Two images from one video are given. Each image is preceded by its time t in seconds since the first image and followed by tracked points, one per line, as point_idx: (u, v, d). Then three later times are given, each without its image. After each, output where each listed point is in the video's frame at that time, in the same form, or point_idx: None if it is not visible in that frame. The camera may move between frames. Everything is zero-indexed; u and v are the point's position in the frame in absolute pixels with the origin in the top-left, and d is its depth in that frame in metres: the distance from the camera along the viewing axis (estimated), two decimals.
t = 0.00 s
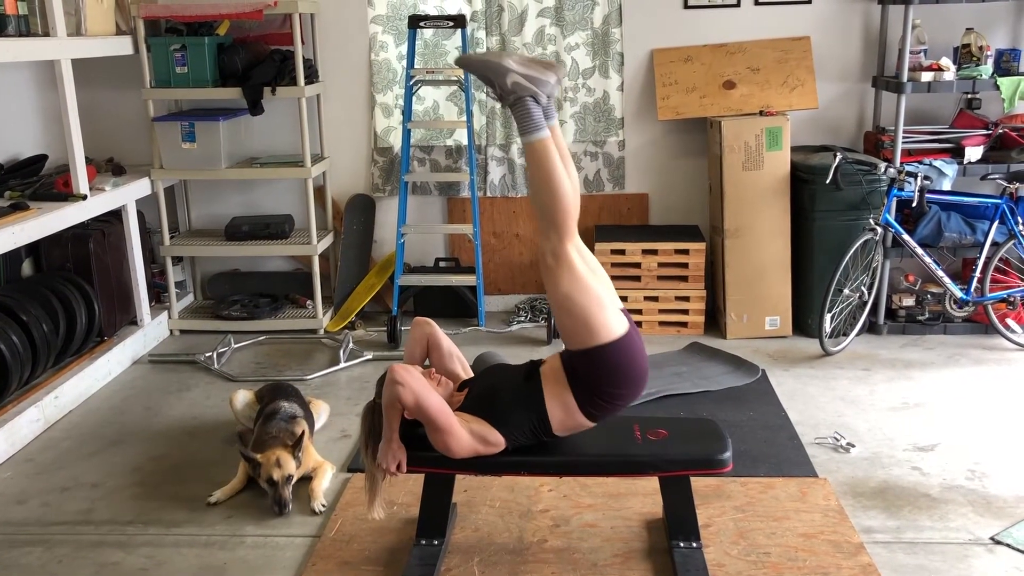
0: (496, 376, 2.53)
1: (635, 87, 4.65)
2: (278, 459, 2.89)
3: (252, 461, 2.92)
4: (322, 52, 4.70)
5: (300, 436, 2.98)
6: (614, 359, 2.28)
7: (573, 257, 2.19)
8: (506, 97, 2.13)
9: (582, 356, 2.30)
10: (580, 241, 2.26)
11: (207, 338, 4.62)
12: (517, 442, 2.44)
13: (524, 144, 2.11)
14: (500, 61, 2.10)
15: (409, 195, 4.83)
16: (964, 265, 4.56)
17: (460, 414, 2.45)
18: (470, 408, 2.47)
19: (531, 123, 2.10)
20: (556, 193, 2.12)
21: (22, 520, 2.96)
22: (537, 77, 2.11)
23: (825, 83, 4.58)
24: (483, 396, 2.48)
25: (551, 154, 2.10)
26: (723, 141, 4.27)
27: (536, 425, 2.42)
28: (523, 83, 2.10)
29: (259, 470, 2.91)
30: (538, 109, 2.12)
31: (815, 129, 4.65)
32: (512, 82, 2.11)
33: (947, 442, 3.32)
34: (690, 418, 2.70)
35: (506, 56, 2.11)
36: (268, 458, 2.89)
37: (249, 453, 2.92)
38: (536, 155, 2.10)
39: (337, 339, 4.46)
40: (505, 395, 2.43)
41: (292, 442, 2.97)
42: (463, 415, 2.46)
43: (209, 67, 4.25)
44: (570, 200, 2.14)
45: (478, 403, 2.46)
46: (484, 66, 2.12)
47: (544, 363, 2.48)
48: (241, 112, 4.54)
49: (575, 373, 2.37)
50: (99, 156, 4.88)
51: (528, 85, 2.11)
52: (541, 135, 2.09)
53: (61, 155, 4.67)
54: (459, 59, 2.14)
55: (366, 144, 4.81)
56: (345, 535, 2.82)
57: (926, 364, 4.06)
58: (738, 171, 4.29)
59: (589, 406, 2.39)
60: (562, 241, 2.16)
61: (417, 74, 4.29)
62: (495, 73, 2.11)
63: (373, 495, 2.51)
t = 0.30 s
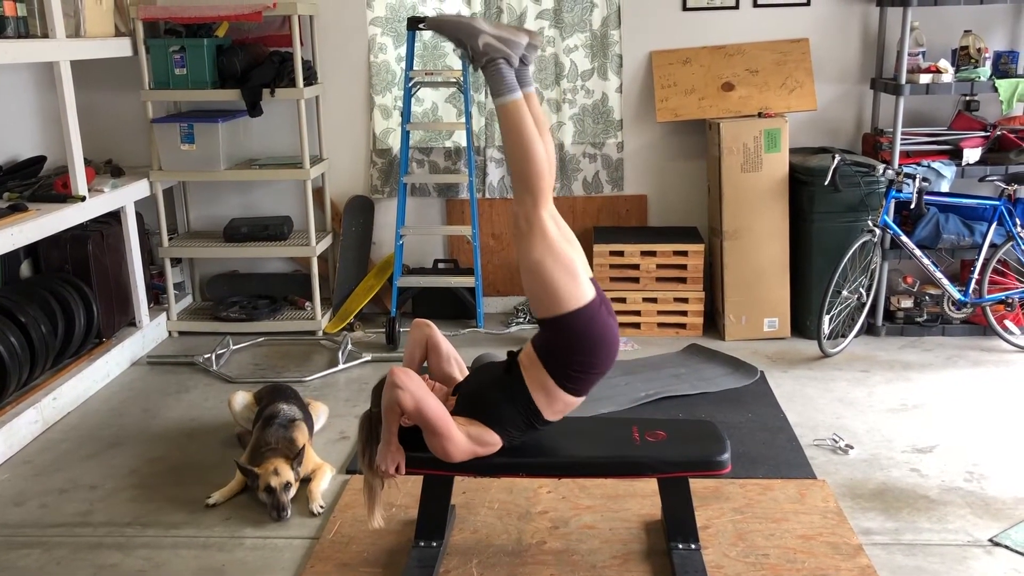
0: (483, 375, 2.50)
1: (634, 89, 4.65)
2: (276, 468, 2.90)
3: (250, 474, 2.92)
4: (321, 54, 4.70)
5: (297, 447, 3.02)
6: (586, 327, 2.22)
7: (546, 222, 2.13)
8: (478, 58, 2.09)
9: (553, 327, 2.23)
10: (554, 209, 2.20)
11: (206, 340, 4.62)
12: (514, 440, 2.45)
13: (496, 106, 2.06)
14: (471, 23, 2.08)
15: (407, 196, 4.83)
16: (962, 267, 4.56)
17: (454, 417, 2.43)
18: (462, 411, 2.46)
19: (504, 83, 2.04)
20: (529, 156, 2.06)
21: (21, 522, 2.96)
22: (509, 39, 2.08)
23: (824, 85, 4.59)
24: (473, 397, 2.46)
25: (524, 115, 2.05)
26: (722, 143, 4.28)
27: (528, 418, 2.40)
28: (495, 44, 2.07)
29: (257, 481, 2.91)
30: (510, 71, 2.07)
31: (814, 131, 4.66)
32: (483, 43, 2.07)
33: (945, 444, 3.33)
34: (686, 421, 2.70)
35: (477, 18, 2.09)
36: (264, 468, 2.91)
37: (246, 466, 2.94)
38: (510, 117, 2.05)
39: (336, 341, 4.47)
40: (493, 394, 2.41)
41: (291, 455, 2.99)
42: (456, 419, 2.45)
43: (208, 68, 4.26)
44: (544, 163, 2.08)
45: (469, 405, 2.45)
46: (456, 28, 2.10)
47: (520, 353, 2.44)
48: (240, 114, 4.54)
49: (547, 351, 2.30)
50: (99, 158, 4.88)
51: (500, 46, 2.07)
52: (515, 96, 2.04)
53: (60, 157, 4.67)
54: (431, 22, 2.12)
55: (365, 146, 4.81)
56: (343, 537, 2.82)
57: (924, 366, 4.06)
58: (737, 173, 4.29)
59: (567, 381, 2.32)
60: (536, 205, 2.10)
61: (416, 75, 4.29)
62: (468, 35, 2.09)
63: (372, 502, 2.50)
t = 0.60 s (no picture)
0: (467, 373, 2.45)
1: (634, 93, 4.66)
2: (275, 475, 2.90)
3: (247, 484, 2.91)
4: (321, 57, 4.71)
5: (296, 455, 3.02)
6: (560, 302, 2.12)
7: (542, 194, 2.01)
8: (493, 15, 1.91)
9: (525, 303, 2.13)
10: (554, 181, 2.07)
11: (206, 343, 4.62)
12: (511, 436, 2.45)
13: (508, 68, 1.89)
14: None
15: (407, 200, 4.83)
16: (961, 272, 4.56)
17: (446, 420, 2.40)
18: (453, 413, 2.42)
19: (516, 47, 1.87)
20: (536, 122, 1.91)
21: (18, 525, 2.95)
22: None
23: (823, 90, 4.60)
24: (462, 400, 2.41)
25: (536, 80, 1.89)
26: (722, 147, 4.28)
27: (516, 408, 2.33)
28: (512, 3, 1.87)
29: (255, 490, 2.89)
30: (525, 34, 1.89)
31: (813, 135, 4.66)
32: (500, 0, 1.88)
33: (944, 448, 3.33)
34: (683, 425, 2.69)
35: None
36: (264, 476, 2.91)
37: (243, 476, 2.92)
38: (521, 81, 1.88)
39: (335, 345, 4.46)
40: (478, 394, 2.36)
41: (291, 463, 2.99)
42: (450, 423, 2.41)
43: (208, 71, 4.26)
44: (551, 131, 1.93)
45: (460, 408, 2.40)
46: None
47: (494, 344, 2.36)
48: (240, 117, 4.54)
49: (518, 331, 2.21)
50: (98, 160, 4.88)
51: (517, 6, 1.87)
52: (529, 60, 1.87)
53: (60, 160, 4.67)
54: None
55: (365, 149, 4.82)
56: (342, 540, 2.82)
57: (923, 370, 4.06)
58: (736, 178, 4.30)
59: (539, 359, 2.23)
60: (536, 175, 1.97)
61: (415, 79, 4.29)
62: None
63: (371, 513, 2.46)
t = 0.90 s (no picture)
0: (467, 376, 2.45)
1: (633, 99, 4.67)
2: (274, 479, 2.90)
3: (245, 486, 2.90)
4: (321, 62, 4.71)
5: (295, 460, 3.02)
6: (559, 308, 2.14)
7: (540, 200, 2.03)
8: (497, 20, 1.94)
9: (526, 308, 2.15)
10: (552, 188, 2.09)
11: (204, 347, 4.62)
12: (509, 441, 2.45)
13: (511, 74, 1.92)
14: None
15: (406, 204, 4.83)
16: (959, 278, 4.56)
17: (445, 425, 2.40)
18: (451, 419, 2.42)
19: (520, 52, 1.90)
20: (536, 129, 1.92)
21: (15, 528, 2.95)
22: (532, 5, 1.91)
23: (822, 96, 4.61)
24: (460, 404, 2.41)
25: (538, 87, 1.92)
26: (720, 153, 4.29)
27: (515, 413, 2.34)
28: (517, 8, 1.90)
29: (253, 493, 2.89)
30: (529, 40, 1.92)
31: (811, 142, 4.67)
32: (506, 6, 1.91)
33: (942, 455, 3.33)
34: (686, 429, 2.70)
35: None
36: (263, 479, 2.91)
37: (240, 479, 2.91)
38: (524, 87, 1.91)
39: (333, 349, 4.46)
40: (477, 399, 2.36)
41: (290, 469, 2.99)
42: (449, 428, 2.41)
43: (208, 75, 4.26)
44: (551, 138, 1.95)
45: (458, 413, 2.41)
46: None
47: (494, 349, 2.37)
48: (239, 121, 4.55)
49: (518, 337, 2.23)
50: (97, 164, 4.89)
51: (522, 12, 1.90)
52: (531, 66, 1.90)
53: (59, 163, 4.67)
54: None
55: (365, 154, 4.82)
56: (339, 545, 2.82)
57: (921, 377, 4.07)
58: (734, 183, 4.31)
59: (540, 365, 2.25)
60: (534, 181, 1.98)
61: (415, 84, 4.29)
62: None
63: (368, 517, 2.47)
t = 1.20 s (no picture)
0: (474, 386, 2.49)
1: (630, 103, 4.67)
2: (269, 482, 2.89)
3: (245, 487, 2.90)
4: (318, 65, 4.71)
5: (290, 463, 3.02)
6: (582, 340, 2.21)
7: (548, 234, 2.10)
8: (495, 63, 2.01)
9: (551, 336, 2.22)
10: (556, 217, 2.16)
11: (200, 350, 4.61)
12: (505, 453, 2.44)
13: (509, 114, 1.99)
14: (493, 27, 2.01)
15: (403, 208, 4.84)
16: (955, 282, 4.57)
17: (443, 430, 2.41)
18: (453, 424, 2.44)
19: (518, 91, 1.97)
20: (535, 165, 2.00)
21: (10, 531, 2.94)
22: (530, 48, 2.00)
23: (818, 100, 4.62)
24: (465, 409, 2.44)
25: (535, 124, 2.00)
26: (716, 157, 4.29)
27: (521, 430, 2.38)
28: (515, 51, 1.98)
29: (251, 495, 2.89)
30: (527, 81, 1.99)
31: (807, 146, 4.68)
32: (503, 49, 2.00)
33: (937, 459, 3.33)
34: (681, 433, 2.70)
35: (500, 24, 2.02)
36: (258, 482, 2.89)
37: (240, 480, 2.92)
38: (522, 125, 1.99)
39: (330, 352, 4.45)
40: (484, 407, 2.40)
41: (285, 471, 2.97)
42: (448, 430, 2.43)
43: (205, 77, 4.26)
44: (550, 173, 2.02)
45: (462, 417, 2.43)
46: (477, 30, 2.02)
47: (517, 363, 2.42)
48: (236, 124, 4.55)
49: (542, 360, 2.29)
50: (94, 166, 4.88)
51: (518, 54, 1.98)
52: (529, 106, 1.98)
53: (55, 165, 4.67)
54: (453, 22, 2.05)
55: (362, 157, 4.82)
56: (335, 548, 2.81)
57: (917, 381, 4.07)
58: (731, 188, 4.32)
59: (563, 393, 2.31)
60: (538, 216, 2.06)
61: (413, 87, 4.30)
62: (490, 39, 2.02)
63: (366, 520, 2.47)
